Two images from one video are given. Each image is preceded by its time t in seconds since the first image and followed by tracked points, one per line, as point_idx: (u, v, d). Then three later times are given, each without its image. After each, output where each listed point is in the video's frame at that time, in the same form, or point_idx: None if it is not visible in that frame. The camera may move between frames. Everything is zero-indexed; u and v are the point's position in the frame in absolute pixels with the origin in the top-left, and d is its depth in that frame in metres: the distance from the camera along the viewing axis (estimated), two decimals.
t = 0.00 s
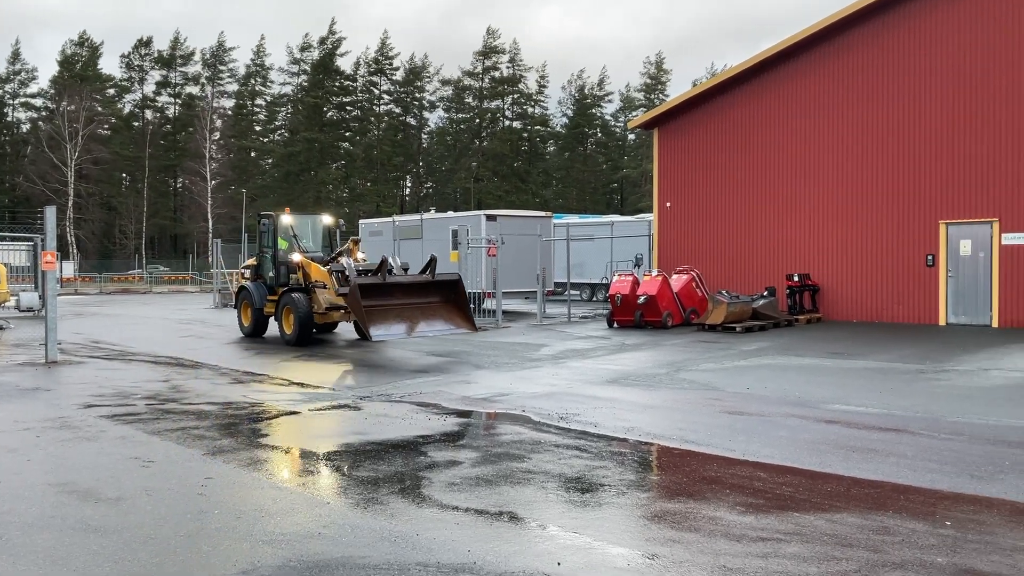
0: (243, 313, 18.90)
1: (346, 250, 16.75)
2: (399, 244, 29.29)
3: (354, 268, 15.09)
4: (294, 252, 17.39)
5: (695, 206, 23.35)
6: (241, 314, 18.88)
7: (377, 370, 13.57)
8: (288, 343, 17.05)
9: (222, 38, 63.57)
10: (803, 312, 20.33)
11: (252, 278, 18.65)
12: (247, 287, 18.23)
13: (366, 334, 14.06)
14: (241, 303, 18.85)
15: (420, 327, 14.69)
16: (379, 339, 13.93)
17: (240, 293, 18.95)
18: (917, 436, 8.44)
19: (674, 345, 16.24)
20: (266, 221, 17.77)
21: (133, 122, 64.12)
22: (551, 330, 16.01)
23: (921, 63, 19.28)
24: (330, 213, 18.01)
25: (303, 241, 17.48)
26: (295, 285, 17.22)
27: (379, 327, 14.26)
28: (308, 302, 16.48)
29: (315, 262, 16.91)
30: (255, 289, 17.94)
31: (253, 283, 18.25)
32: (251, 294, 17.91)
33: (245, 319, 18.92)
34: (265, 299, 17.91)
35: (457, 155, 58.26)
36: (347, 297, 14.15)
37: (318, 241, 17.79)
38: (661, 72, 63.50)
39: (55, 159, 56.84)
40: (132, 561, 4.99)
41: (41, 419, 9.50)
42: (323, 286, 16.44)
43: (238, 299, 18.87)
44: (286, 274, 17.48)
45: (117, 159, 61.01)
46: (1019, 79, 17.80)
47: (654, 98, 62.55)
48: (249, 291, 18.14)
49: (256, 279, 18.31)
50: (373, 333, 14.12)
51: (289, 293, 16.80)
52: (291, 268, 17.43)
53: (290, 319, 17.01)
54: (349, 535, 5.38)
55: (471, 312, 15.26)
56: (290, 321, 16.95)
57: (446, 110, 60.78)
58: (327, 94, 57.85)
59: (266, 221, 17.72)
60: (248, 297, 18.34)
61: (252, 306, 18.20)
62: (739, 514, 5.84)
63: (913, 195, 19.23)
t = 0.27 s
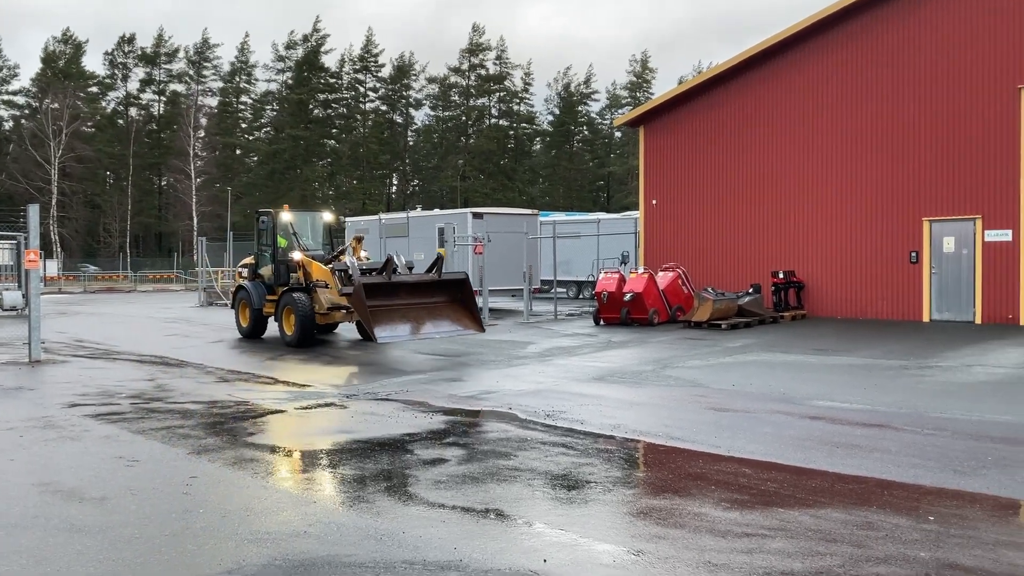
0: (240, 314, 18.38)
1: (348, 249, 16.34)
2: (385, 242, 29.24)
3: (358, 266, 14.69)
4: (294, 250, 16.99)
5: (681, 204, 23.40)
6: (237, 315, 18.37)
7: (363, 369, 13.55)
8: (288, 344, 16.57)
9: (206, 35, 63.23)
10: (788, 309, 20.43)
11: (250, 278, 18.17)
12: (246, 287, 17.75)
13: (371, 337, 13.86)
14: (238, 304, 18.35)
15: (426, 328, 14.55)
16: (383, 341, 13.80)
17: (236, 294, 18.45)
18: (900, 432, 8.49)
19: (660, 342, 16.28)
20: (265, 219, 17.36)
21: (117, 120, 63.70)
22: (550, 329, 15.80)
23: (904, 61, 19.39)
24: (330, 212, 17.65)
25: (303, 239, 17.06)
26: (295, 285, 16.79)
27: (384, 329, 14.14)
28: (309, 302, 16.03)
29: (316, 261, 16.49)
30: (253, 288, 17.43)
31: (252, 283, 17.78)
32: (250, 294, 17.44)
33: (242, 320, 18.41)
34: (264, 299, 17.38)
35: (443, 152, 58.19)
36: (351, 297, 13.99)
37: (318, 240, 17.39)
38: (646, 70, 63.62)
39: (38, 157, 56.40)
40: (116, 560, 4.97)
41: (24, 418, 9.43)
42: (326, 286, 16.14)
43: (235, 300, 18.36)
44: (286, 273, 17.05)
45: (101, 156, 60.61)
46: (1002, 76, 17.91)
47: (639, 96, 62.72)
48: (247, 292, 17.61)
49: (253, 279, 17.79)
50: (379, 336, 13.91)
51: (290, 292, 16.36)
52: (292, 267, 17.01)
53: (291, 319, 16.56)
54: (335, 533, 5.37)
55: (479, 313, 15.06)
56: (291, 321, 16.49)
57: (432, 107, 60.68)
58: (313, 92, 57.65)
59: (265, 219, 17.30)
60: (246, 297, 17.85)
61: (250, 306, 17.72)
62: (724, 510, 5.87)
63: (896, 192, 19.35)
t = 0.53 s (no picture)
0: (238, 314, 17.88)
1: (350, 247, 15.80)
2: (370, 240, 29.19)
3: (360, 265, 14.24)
4: (294, 248, 16.45)
5: (667, 202, 23.45)
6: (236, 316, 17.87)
7: (348, 367, 13.51)
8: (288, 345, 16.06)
9: (189, 32, 62.85)
10: (772, 306, 20.52)
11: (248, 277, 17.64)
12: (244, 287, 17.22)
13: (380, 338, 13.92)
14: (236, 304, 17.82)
15: (434, 330, 14.66)
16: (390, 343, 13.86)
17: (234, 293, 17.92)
18: (883, 428, 8.54)
19: (646, 340, 16.32)
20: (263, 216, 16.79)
21: (99, 117, 63.24)
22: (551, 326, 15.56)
23: (887, 60, 19.49)
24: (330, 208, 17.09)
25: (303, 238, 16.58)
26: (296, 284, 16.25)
27: (392, 330, 14.20)
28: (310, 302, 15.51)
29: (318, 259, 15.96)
30: (251, 288, 16.98)
31: (250, 282, 17.23)
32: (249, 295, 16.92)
33: (240, 320, 17.88)
34: (261, 300, 16.99)
35: (428, 150, 58.05)
36: (358, 297, 14.02)
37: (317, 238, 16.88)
38: (631, 68, 63.69)
39: (19, 155, 55.95)
40: (98, 560, 4.94)
41: (5, 418, 9.35)
42: (329, 286, 15.52)
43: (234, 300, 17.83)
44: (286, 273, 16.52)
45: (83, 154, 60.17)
46: (984, 75, 18.03)
47: (623, 94, 62.81)
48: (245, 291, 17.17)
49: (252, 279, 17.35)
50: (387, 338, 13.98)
51: (290, 292, 15.83)
52: (291, 266, 16.48)
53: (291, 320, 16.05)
54: (319, 532, 5.36)
55: (486, 314, 15.14)
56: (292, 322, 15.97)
57: (417, 105, 60.55)
58: (297, 89, 57.42)
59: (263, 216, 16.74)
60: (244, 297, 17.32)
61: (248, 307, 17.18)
62: (708, 506, 5.89)
63: (879, 190, 19.47)
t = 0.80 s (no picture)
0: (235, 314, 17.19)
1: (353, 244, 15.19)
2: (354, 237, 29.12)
3: (363, 261, 13.78)
4: (292, 246, 15.81)
5: (650, 199, 23.51)
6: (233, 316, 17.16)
7: (332, 365, 13.47)
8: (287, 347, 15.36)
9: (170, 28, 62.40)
10: (755, 303, 20.62)
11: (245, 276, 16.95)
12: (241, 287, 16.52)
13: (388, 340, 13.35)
14: (233, 304, 17.11)
15: (444, 330, 14.12)
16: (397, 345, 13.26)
17: (231, 292, 17.22)
18: (864, 423, 8.60)
19: (629, 336, 16.36)
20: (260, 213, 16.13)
21: (79, 114, 62.69)
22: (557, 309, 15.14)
23: (869, 58, 19.60)
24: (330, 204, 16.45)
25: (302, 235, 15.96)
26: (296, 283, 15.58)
27: (399, 331, 13.63)
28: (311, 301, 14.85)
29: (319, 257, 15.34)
30: (249, 287, 16.30)
31: (247, 281, 16.54)
32: (247, 294, 16.24)
33: (237, 321, 17.18)
34: (259, 300, 16.29)
35: (412, 147, 57.90)
36: (364, 298, 13.47)
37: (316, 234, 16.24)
38: (614, 65, 63.78)
39: None
40: (79, 559, 4.90)
41: None
42: (330, 285, 14.82)
43: (230, 300, 17.13)
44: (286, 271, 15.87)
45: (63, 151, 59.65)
46: (964, 72, 18.17)
47: (606, 91, 62.90)
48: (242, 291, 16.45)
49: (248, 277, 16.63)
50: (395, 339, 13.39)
51: (291, 291, 15.16)
52: (290, 264, 15.81)
53: (292, 320, 15.36)
54: (302, 530, 5.34)
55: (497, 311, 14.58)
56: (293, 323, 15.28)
57: (401, 102, 60.39)
58: (279, 85, 57.14)
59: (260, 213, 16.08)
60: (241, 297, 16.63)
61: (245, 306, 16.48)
62: (691, 501, 5.91)
63: (861, 187, 19.59)
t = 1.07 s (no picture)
0: (232, 315, 16.41)
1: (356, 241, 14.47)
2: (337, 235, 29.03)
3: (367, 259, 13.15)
4: (292, 244, 15.07)
5: (634, 197, 23.57)
6: (230, 317, 16.40)
7: (315, 362, 13.42)
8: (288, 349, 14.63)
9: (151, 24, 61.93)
10: (738, 299, 20.71)
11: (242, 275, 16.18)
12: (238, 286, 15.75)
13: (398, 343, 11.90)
14: (230, 304, 16.34)
15: (455, 332, 12.62)
16: (407, 347, 11.84)
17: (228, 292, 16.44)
18: (845, 418, 8.66)
19: (613, 333, 16.38)
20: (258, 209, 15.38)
21: (58, 111, 62.13)
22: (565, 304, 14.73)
23: (850, 56, 19.70)
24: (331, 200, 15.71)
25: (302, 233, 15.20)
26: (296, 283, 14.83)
27: (408, 334, 12.16)
28: (312, 301, 14.10)
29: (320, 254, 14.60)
30: (247, 287, 15.53)
31: (244, 280, 15.77)
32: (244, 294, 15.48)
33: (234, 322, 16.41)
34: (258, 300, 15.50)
35: (395, 144, 57.72)
36: (371, 299, 12.07)
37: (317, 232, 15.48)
38: (597, 62, 63.83)
39: None
40: (59, 559, 4.86)
41: None
42: (331, 284, 14.09)
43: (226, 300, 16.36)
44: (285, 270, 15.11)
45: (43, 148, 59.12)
46: (943, 70, 18.29)
47: (588, 89, 62.99)
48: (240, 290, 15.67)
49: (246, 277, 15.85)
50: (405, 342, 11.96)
51: (291, 290, 14.41)
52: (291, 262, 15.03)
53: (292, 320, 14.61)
54: (284, 529, 5.31)
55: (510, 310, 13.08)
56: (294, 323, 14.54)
57: (383, 99, 60.20)
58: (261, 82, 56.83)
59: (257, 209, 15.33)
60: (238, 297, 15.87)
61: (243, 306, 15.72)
62: (674, 497, 5.93)
63: (843, 184, 19.71)
